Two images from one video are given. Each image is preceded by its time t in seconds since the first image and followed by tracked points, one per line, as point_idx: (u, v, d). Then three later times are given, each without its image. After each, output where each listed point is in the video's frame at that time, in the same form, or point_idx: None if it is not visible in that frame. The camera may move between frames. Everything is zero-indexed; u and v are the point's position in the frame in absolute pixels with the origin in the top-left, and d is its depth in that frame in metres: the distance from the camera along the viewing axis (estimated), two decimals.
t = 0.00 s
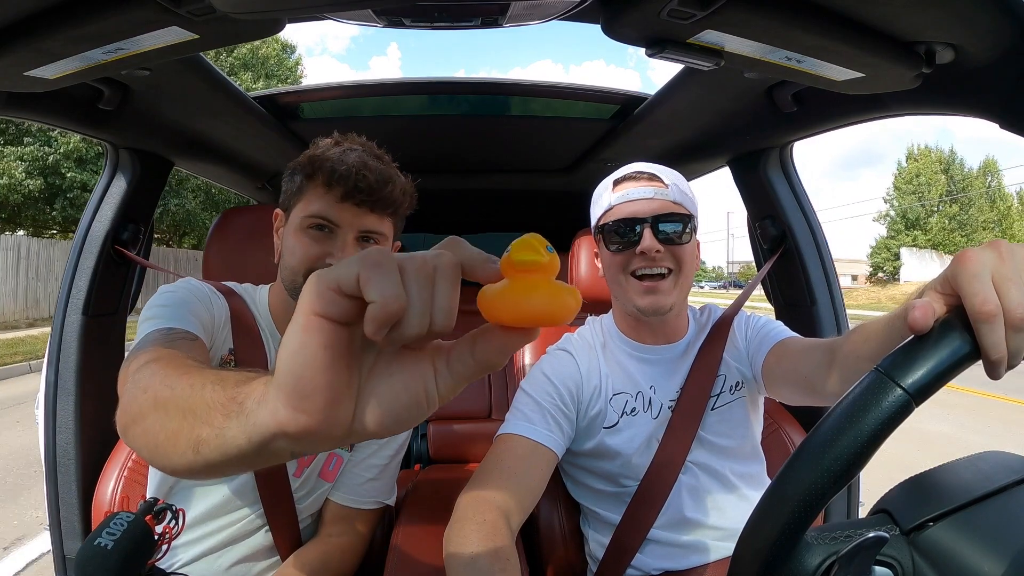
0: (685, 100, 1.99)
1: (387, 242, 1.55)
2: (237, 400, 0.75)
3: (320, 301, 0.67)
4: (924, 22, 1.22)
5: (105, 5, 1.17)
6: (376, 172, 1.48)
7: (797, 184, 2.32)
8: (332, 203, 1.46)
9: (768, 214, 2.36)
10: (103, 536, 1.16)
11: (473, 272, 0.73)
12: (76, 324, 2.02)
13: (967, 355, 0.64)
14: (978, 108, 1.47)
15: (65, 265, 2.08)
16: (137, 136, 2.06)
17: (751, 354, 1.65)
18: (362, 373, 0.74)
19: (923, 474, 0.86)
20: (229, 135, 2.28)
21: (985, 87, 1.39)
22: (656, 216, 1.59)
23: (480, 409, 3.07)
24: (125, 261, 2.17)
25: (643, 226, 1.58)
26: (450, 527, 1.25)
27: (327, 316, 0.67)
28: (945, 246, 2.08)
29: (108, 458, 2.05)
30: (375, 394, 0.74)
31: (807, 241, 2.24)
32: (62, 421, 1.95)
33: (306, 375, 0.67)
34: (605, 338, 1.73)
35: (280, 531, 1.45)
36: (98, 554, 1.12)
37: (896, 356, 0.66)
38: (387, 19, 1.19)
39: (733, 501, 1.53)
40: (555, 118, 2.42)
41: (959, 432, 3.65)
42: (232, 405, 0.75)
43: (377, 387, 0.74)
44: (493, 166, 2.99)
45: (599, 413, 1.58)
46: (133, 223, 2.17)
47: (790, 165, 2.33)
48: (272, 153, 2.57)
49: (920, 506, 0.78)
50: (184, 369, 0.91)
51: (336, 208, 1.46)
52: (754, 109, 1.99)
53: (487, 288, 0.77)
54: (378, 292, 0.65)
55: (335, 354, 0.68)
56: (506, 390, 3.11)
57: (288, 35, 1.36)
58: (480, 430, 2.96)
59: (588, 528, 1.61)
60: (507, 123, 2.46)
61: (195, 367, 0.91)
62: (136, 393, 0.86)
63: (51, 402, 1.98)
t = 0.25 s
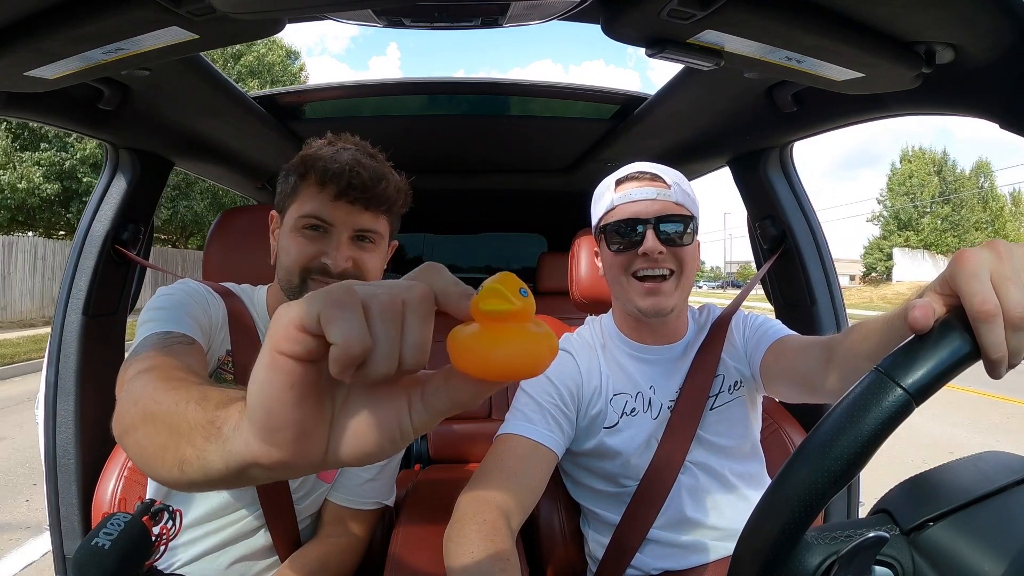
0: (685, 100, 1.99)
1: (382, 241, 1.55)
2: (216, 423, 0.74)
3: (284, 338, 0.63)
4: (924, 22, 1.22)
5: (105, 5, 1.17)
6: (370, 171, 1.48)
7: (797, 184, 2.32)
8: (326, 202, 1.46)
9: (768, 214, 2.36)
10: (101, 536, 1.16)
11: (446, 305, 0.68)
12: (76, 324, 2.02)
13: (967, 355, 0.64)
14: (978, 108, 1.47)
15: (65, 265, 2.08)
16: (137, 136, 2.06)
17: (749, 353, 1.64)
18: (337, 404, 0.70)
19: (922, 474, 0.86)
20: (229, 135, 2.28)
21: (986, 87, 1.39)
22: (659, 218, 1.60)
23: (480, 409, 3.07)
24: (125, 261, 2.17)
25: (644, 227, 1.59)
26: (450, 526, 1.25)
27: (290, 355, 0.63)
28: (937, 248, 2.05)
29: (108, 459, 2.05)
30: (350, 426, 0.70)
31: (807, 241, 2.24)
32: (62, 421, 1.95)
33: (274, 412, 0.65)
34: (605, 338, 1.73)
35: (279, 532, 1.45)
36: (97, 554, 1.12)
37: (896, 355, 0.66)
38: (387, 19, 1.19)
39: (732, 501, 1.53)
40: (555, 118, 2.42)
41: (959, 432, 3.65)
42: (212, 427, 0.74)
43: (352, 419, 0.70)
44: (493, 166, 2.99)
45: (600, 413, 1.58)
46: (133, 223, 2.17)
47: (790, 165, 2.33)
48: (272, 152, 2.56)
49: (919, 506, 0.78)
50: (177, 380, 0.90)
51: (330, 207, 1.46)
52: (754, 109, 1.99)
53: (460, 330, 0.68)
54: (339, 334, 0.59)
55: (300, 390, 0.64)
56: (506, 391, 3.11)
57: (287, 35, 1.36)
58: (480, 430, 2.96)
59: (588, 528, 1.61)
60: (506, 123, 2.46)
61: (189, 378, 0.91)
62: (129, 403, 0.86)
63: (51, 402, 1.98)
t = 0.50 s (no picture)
0: (686, 100, 1.99)
1: (368, 235, 1.53)
2: (189, 402, 0.76)
3: (249, 317, 0.65)
4: (924, 21, 1.22)
5: (105, 5, 1.17)
6: (349, 162, 1.47)
7: (797, 183, 2.32)
8: (308, 197, 1.45)
9: (768, 214, 2.36)
10: (106, 538, 1.16)
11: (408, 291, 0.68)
12: (77, 324, 2.02)
13: (967, 356, 0.64)
14: (978, 108, 1.47)
15: (65, 265, 2.07)
16: (137, 136, 2.06)
17: (748, 353, 1.64)
18: (300, 383, 0.70)
19: (922, 474, 0.86)
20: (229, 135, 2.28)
21: (985, 87, 1.39)
22: (659, 219, 1.60)
23: (480, 409, 3.07)
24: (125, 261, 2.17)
25: (647, 227, 1.59)
26: (450, 526, 1.24)
27: (255, 333, 0.65)
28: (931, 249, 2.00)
29: (108, 458, 2.05)
30: (313, 407, 0.70)
31: (807, 241, 2.24)
32: (62, 421, 1.95)
33: (237, 387, 0.66)
34: (605, 338, 1.73)
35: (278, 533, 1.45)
36: (103, 555, 1.12)
37: (896, 356, 0.66)
38: (387, 18, 1.19)
39: (732, 501, 1.53)
40: (555, 118, 2.42)
41: (960, 432, 3.65)
42: (184, 406, 0.76)
43: (315, 399, 0.70)
44: (493, 166, 2.99)
45: (600, 414, 1.58)
46: (133, 223, 2.17)
47: (790, 165, 2.33)
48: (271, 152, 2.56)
49: (919, 506, 0.78)
50: (161, 365, 0.91)
51: (312, 202, 1.45)
52: (753, 109, 1.99)
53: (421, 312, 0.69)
54: (299, 309, 0.60)
55: (263, 367, 0.66)
56: (506, 390, 3.11)
57: (287, 34, 1.36)
58: (481, 430, 2.97)
59: (589, 528, 1.61)
60: (506, 123, 2.46)
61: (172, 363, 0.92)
62: (108, 389, 0.86)
63: (52, 402, 1.98)
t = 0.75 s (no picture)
0: (686, 100, 1.99)
1: (321, 219, 1.54)
2: (94, 379, 0.89)
3: (150, 335, 0.77)
4: (924, 22, 1.22)
5: (105, 5, 1.17)
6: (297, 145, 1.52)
7: (797, 183, 2.32)
8: (257, 186, 1.50)
9: (768, 214, 2.36)
10: (106, 536, 1.16)
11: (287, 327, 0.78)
12: (76, 324, 2.01)
13: (962, 359, 0.64)
14: (978, 108, 1.47)
15: (65, 265, 2.08)
16: (137, 136, 2.06)
17: (747, 353, 1.64)
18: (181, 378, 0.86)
19: (921, 474, 0.85)
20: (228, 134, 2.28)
21: (985, 87, 1.39)
22: (666, 219, 1.60)
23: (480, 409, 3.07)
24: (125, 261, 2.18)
25: (655, 228, 1.59)
26: (450, 527, 1.24)
27: (150, 347, 0.77)
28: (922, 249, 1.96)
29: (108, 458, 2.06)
30: (189, 397, 0.86)
31: (807, 241, 2.24)
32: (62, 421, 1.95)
33: (136, 385, 0.80)
34: (604, 339, 1.73)
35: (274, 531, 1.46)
36: (103, 553, 1.12)
37: (893, 358, 0.66)
38: (387, 18, 1.19)
39: (732, 502, 1.53)
40: (555, 118, 2.42)
41: (961, 432, 3.64)
42: (90, 383, 0.89)
43: (189, 393, 0.86)
44: (494, 166, 2.99)
45: (599, 414, 1.58)
46: (133, 223, 2.17)
47: (790, 165, 2.33)
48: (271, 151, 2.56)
49: (919, 507, 0.78)
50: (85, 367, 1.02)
51: (260, 190, 1.50)
52: (753, 109, 1.99)
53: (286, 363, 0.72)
54: (193, 344, 0.71)
55: (156, 371, 0.80)
56: (506, 391, 3.11)
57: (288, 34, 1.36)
58: (481, 430, 2.97)
59: (589, 529, 1.62)
60: (506, 123, 2.46)
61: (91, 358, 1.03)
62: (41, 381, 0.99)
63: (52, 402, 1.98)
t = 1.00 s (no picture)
0: (686, 100, 1.99)
1: (284, 207, 1.61)
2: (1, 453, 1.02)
3: None
4: (924, 22, 1.22)
5: (105, 5, 1.17)
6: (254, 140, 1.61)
7: (797, 184, 2.32)
8: (223, 180, 1.60)
9: (768, 214, 2.36)
10: (114, 530, 1.15)
11: None
12: (77, 324, 2.02)
13: (960, 360, 0.63)
14: (978, 108, 1.47)
15: (65, 265, 2.08)
16: (137, 136, 2.06)
17: (746, 353, 1.64)
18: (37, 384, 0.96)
19: (920, 475, 0.86)
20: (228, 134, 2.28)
21: (985, 87, 1.39)
22: (669, 222, 1.60)
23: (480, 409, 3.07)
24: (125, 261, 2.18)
25: (660, 231, 1.58)
26: (450, 527, 1.23)
27: None
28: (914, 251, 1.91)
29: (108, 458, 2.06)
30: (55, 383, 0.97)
31: (807, 241, 2.24)
32: (62, 421, 1.95)
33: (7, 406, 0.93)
34: (604, 339, 1.73)
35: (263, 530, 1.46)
36: (112, 549, 1.11)
37: (891, 360, 0.66)
38: (387, 19, 1.19)
39: (732, 502, 1.52)
40: (555, 118, 2.42)
41: (962, 433, 3.64)
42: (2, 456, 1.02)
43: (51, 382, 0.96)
44: (494, 166, 2.98)
45: (599, 415, 1.58)
46: (133, 223, 2.17)
47: (790, 165, 2.33)
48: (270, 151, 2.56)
49: (918, 508, 0.78)
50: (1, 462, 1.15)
51: (225, 183, 1.60)
52: (753, 109, 1.99)
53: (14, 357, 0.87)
54: None
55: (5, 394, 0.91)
56: (506, 391, 3.11)
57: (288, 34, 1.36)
58: (481, 431, 2.97)
59: (589, 529, 1.62)
60: (506, 123, 2.46)
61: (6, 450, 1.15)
62: None
63: (51, 402, 1.98)
